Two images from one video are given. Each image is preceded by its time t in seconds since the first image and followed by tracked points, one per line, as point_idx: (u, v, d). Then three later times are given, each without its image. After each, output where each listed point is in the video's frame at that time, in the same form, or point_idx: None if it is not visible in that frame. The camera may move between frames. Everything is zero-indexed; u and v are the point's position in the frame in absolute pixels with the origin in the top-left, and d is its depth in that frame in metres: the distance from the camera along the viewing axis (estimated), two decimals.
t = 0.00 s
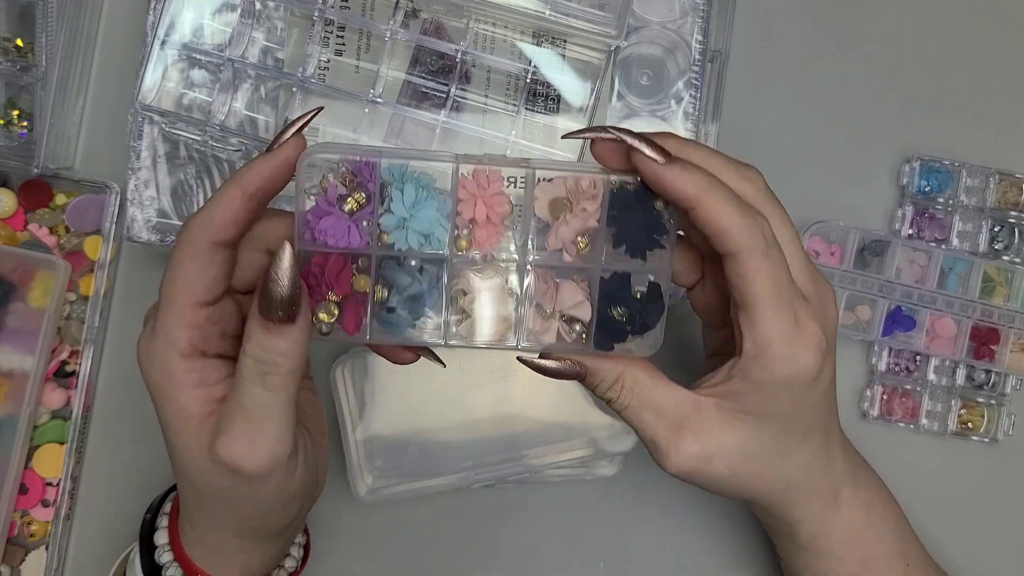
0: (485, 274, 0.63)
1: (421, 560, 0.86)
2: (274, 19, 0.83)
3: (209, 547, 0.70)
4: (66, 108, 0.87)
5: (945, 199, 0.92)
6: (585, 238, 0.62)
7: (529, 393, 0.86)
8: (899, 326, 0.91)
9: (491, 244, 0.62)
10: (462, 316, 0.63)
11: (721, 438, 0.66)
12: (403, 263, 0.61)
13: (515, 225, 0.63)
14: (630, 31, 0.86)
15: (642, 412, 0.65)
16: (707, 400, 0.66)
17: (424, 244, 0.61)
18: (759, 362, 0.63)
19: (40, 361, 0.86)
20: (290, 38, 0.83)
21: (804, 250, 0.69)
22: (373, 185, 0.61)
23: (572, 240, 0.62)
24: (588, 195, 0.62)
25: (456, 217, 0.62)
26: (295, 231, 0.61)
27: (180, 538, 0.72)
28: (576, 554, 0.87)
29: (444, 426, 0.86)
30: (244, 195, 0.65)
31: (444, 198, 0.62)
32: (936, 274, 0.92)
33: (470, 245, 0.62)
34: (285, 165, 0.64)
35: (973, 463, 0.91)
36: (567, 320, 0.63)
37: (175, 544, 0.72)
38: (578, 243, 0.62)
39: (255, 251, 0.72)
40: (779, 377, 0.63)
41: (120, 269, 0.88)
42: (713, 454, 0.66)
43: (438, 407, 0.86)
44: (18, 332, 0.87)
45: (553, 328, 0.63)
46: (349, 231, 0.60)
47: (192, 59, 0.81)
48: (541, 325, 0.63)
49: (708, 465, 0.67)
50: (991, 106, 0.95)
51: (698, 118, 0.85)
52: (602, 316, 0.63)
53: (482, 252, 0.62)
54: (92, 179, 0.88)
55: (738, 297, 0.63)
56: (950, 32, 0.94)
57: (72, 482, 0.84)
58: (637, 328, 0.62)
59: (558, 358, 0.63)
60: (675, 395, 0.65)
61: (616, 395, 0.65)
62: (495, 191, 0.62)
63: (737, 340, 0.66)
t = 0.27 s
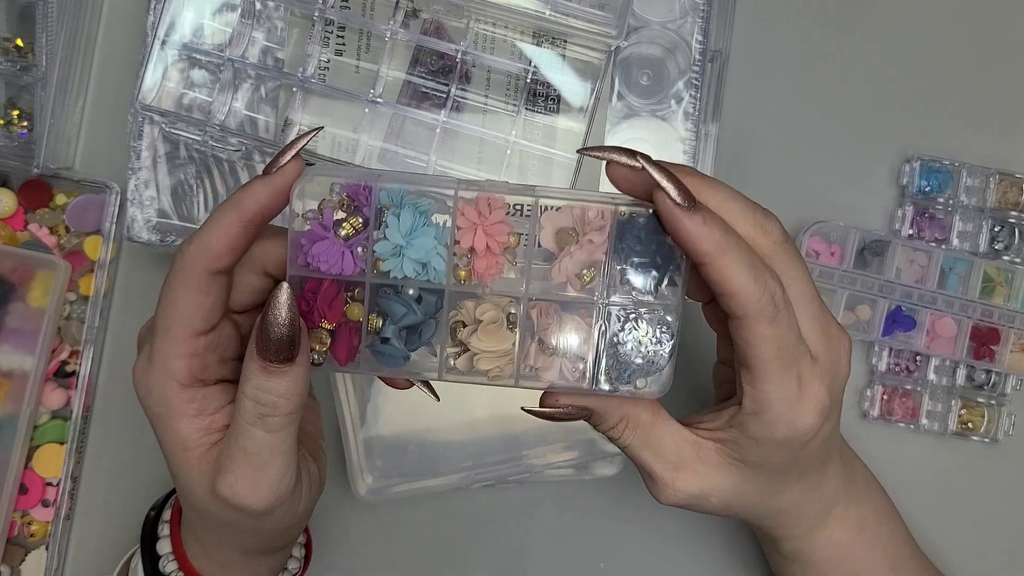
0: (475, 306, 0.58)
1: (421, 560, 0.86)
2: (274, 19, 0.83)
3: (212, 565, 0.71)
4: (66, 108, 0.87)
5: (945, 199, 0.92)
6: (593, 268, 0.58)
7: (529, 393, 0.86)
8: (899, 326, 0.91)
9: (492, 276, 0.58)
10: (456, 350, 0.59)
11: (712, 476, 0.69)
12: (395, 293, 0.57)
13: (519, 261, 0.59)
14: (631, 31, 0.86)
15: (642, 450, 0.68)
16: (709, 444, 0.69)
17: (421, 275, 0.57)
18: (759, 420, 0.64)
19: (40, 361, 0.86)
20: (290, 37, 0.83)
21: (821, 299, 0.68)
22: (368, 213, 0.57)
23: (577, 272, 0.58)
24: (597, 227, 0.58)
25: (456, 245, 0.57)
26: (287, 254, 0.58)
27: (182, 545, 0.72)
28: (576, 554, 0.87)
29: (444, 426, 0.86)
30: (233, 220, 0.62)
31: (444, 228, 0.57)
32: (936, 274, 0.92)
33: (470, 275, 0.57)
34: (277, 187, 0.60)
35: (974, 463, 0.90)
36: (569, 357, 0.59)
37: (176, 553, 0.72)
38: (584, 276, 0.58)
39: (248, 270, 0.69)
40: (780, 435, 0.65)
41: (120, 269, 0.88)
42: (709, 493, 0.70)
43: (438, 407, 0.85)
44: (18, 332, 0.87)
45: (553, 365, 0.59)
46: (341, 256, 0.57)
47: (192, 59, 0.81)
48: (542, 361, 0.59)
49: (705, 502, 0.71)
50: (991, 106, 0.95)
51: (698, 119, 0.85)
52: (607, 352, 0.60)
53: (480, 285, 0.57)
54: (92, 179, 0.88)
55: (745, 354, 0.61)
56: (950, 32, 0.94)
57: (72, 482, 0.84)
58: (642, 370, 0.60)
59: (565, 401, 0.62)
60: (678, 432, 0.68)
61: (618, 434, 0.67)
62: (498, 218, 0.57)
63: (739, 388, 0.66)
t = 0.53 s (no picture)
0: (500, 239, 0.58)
1: (421, 561, 0.86)
2: (274, 19, 0.83)
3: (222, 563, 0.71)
4: (66, 108, 0.87)
5: (946, 199, 0.92)
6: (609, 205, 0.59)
7: (529, 393, 0.87)
8: (899, 326, 0.91)
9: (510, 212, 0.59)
10: (476, 285, 0.57)
11: (725, 437, 0.67)
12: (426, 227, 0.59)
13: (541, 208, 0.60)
14: (631, 31, 0.86)
15: (658, 405, 0.65)
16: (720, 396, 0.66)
17: (446, 207, 0.58)
18: (766, 360, 0.63)
19: (39, 361, 0.86)
20: (290, 37, 0.83)
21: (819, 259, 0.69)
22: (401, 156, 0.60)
23: (593, 206, 0.59)
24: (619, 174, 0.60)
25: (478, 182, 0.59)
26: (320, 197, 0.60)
27: (184, 542, 0.71)
28: (576, 554, 0.87)
29: (445, 427, 0.86)
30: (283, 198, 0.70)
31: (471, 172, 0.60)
32: (937, 274, 0.92)
33: (492, 210, 0.59)
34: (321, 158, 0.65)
35: (974, 464, 0.90)
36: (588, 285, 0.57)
37: (177, 549, 0.71)
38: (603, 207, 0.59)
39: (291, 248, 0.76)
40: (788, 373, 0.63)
41: (120, 269, 0.87)
42: (719, 450, 0.67)
43: (438, 408, 0.86)
44: (18, 332, 0.87)
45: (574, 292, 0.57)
46: (373, 190, 0.60)
47: (192, 58, 0.81)
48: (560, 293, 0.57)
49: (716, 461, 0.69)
50: (992, 106, 0.94)
51: (699, 118, 0.85)
52: (627, 279, 0.57)
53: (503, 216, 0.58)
54: (92, 179, 0.88)
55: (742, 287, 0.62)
56: (950, 32, 0.94)
57: (71, 482, 0.84)
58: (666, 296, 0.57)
59: (593, 350, 0.60)
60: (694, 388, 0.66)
61: (639, 390, 0.64)
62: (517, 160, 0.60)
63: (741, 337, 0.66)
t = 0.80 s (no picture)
0: (602, 193, 0.68)
1: (421, 562, 0.86)
2: (274, 19, 0.83)
3: (216, 564, 0.67)
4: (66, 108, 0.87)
5: (946, 199, 0.92)
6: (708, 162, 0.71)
7: (529, 392, 0.87)
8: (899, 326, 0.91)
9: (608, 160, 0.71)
10: (578, 238, 0.67)
11: (795, 417, 0.71)
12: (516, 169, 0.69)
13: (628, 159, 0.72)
14: (631, 31, 0.85)
15: (747, 380, 0.68)
16: (803, 376, 0.73)
17: (543, 149, 0.69)
18: (868, 332, 0.72)
19: (39, 361, 0.86)
20: (290, 37, 0.83)
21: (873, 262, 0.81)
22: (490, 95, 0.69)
23: (695, 163, 0.70)
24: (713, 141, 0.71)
25: (579, 133, 0.70)
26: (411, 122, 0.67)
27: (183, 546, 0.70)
28: (577, 554, 0.87)
29: (442, 427, 0.85)
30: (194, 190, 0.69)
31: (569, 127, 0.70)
32: (937, 274, 0.92)
33: (589, 158, 0.70)
34: (133, 120, 0.52)
35: (975, 463, 0.90)
36: (692, 248, 0.68)
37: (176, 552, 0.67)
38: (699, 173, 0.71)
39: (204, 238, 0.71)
40: (883, 348, 0.73)
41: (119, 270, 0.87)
42: (807, 427, 0.72)
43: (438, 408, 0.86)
44: (17, 333, 0.87)
45: (679, 254, 0.68)
46: (466, 123, 0.68)
47: (192, 58, 0.81)
48: (664, 255, 0.68)
49: (801, 442, 0.72)
50: (992, 107, 0.95)
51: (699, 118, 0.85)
52: (728, 254, 0.69)
53: (599, 167, 0.70)
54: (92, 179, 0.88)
55: (860, 262, 0.73)
56: (950, 33, 0.94)
57: (72, 483, 0.84)
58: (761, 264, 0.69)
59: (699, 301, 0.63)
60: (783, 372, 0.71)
61: (730, 364, 0.66)
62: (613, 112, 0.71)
63: (832, 313, 0.75)
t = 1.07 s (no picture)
0: (556, 198, 0.69)
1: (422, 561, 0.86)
2: (274, 19, 0.83)
3: (268, 530, 0.73)
4: (66, 107, 0.87)
5: (946, 199, 0.92)
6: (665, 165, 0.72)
7: (529, 392, 0.87)
8: (899, 326, 0.91)
9: (565, 164, 0.71)
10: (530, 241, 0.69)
11: (756, 413, 0.72)
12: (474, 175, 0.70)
13: (590, 160, 0.72)
14: (631, 31, 0.85)
15: (707, 370, 0.69)
16: (770, 370, 0.73)
17: (501, 156, 0.71)
18: (832, 326, 0.73)
19: (40, 361, 0.86)
20: (290, 37, 0.83)
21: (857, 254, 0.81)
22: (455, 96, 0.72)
23: (651, 166, 0.71)
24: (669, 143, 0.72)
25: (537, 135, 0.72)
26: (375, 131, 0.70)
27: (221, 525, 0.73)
28: (577, 554, 0.87)
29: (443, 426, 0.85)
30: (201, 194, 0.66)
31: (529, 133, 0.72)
32: (938, 274, 0.92)
33: (546, 163, 0.71)
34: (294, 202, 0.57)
35: (975, 463, 0.90)
36: (641, 251, 0.70)
37: (199, 504, 0.73)
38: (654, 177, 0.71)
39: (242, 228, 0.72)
40: (848, 342, 0.73)
41: (120, 269, 0.88)
42: (773, 420, 0.72)
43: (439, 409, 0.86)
44: (17, 333, 0.86)
45: (628, 257, 0.69)
46: (423, 132, 0.70)
47: (192, 58, 0.81)
48: (615, 257, 0.70)
49: (772, 435, 0.73)
50: (992, 106, 0.94)
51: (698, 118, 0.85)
52: (679, 254, 0.70)
53: (556, 170, 0.71)
54: (92, 179, 0.88)
55: (822, 258, 0.73)
56: (951, 32, 0.94)
57: (72, 483, 0.84)
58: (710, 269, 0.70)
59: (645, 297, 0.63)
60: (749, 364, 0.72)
61: (686, 356, 0.67)
62: (572, 115, 0.72)
63: (796, 309, 0.76)
